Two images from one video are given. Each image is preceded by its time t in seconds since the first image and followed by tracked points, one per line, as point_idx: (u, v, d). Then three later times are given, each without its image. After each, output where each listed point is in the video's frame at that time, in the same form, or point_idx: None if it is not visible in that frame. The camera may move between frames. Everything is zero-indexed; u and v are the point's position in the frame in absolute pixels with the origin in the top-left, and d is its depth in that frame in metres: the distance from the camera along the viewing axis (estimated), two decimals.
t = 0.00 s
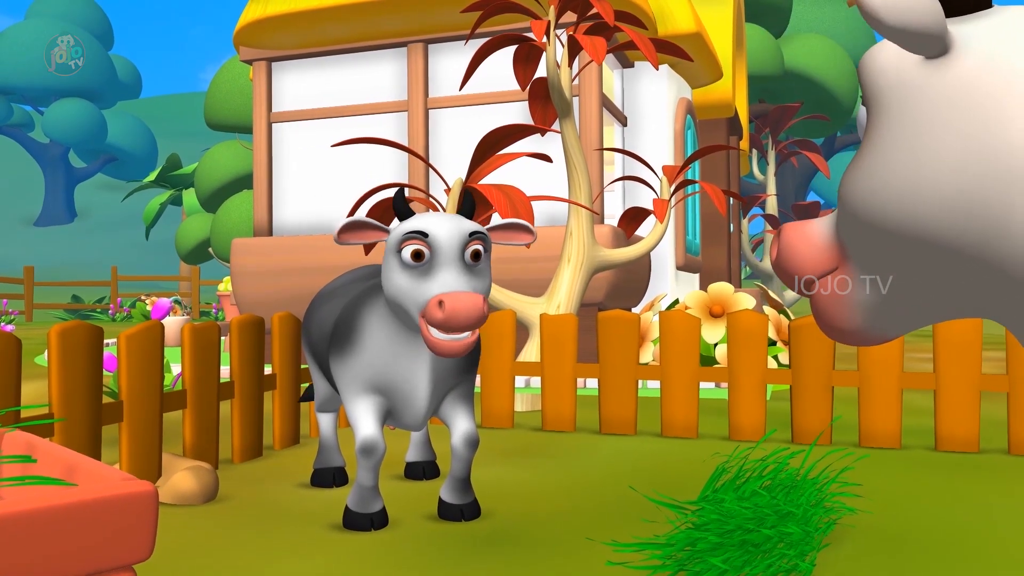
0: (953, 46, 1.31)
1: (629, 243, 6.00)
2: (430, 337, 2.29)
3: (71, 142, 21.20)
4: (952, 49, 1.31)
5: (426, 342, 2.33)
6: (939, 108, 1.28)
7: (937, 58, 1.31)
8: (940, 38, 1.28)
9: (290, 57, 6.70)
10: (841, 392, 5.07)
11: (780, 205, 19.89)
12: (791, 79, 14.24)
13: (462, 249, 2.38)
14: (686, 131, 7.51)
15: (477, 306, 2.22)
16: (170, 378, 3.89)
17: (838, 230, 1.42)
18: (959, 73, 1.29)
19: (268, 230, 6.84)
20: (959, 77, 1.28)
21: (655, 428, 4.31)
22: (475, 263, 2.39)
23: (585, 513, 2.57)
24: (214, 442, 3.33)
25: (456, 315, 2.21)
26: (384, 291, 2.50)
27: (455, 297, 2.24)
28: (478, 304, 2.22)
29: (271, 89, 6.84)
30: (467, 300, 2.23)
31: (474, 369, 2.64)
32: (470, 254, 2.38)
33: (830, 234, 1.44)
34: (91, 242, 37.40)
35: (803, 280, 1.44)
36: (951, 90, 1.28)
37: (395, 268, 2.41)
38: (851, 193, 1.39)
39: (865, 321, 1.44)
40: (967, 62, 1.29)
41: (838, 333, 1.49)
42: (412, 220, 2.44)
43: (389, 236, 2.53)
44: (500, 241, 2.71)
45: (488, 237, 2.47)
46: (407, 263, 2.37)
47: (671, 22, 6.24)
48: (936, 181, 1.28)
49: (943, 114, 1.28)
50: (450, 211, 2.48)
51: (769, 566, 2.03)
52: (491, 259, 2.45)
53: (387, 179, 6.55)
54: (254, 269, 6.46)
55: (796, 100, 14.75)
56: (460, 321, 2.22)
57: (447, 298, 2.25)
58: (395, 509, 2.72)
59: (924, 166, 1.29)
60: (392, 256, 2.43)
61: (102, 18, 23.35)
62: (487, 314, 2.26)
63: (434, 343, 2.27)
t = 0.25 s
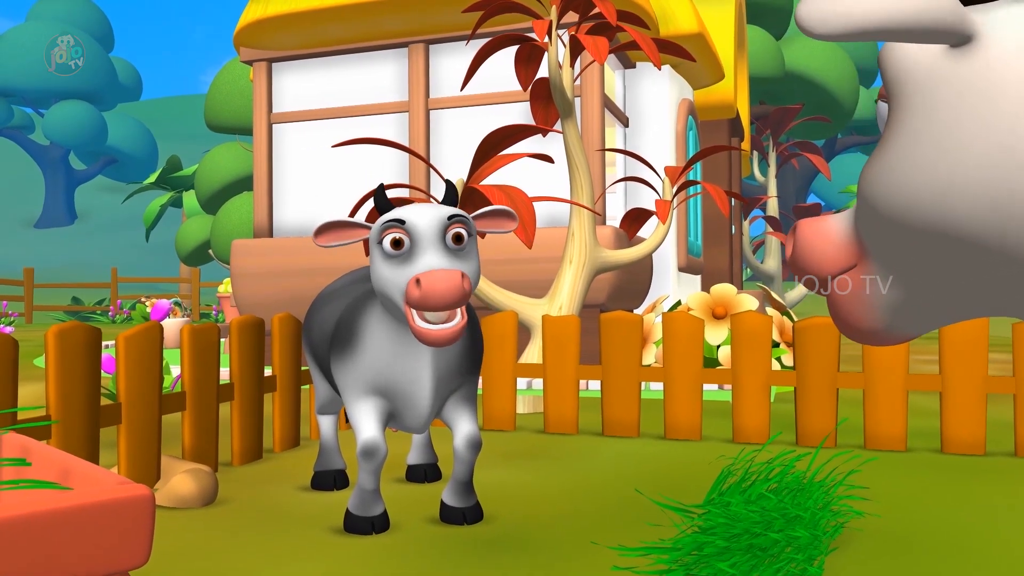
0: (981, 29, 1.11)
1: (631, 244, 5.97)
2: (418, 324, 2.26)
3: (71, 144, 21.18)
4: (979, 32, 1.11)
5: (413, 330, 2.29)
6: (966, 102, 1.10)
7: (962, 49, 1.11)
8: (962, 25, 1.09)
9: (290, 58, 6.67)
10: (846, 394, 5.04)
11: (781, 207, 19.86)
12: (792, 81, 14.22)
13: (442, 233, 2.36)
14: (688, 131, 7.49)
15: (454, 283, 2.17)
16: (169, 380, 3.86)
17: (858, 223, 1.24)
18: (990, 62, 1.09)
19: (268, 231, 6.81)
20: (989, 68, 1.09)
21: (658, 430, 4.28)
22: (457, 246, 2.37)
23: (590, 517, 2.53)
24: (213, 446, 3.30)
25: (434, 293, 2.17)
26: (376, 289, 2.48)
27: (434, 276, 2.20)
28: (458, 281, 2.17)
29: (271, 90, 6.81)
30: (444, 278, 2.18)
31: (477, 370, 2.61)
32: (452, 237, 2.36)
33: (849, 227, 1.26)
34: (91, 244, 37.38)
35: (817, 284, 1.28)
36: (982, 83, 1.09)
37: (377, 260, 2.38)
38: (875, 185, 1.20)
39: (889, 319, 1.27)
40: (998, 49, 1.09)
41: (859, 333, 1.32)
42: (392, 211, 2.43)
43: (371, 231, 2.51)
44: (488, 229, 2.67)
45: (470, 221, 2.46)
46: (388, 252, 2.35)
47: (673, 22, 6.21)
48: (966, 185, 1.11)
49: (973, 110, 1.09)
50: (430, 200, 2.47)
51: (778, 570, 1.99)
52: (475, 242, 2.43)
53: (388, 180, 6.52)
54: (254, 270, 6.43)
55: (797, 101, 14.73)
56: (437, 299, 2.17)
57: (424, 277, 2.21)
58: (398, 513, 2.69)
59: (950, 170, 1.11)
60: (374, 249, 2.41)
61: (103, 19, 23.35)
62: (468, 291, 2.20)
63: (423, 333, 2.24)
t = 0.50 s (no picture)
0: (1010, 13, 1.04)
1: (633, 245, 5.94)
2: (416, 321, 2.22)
3: (72, 146, 21.16)
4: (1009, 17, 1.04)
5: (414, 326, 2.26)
6: (992, 87, 1.03)
7: (992, 33, 1.05)
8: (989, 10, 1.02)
9: (290, 58, 6.65)
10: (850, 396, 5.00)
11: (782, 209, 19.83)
12: (792, 82, 14.20)
13: (444, 236, 2.32)
14: (690, 132, 7.46)
15: (456, 289, 2.17)
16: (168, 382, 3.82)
17: (877, 217, 1.20)
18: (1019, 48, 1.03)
19: (268, 233, 6.78)
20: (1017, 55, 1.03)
21: (661, 432, 4.24)
22: (459, 248, 2.33)
23: (595, 519, 2.50)
24: (213, 448, 3.27)
25: (435, 300, 2.16)
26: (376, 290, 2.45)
27: (434, 282, 2.18)
28: (459, 287, 2.17)
29: (272, 91, 6.79)
30: (446, 283, 2.17)
31: (479, 371, 2.58)
32: (454, 239, 2.32)
33: (867, 222, 1.22)
34: (91, 246, 37.36)
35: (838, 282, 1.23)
36: (1009, 70, 1.03)
37: (379, 262, 2.36)
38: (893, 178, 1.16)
39: (909, 318, 1.23)
40: None
41: (876, 332, 1.28)
42: (393, 213, 2.40)
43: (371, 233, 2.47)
44: (489, 229, 2.65)
45: (473, 222, 2.42)
46: (388, 255, 2.32)
47: (674, 22, 6.19)
48: (1001, 171, 1.04)
49: (1002, 92, 1.03)
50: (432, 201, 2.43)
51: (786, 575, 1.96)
52: (478, 243, 2.38)
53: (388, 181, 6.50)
54: (255, 272, 6.40)
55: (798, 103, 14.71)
56: (439, 305, 2.16)
57: (424, 283, 2.19)
58: (399, 516, 2.65)
59: (983, 153, 1.04)
60: (375, 251, 2.38)
61: (103, 20, 23.34)
62: (469, 297, 2.21)
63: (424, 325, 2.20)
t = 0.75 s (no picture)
0: None
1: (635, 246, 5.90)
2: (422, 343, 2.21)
3: (72, 149, 21.13)
4: None
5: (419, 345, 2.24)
6: (1015, 71, 1.04)
7: (1018, 20, 1.07)
8: None
9: (291, 59, 6.62)
10: (854, 398, 4.96)
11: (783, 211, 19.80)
12: (793, 84, 14.16)
13: (451, 251, 2.29)
14: (692, 134, 7.43)
15: (461, 314, 2.14)
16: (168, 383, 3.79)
17: (899, 213, 1.16)
18: None
19: (269, 234, 6.75)
20: None
21: (664, 435, 4.21)
22: (466, 264, 2.30)
23: (599, 524, 2.47)
24: (212, 450, 3.23)
25: (440, 326, 2.13)
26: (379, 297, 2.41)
27: (439, 306, 2.16)
28: (464, 312, 2.14)
29: (272, 92, 6.75)
30: (450, 308, 2.15)
31: (482, 370, 2.55)
32: (461, 254, 2.28)
33: (888, 218, 1.18)
34: (91, 248, 37.33)
35: (857, 275, 1.19)
36: None
37: (383, 274, 2.32)
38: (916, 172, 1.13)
39: (932, 317, 1.19)
40: None
41: (899, 331, 1.24)
42: (399, 223, 2.35)
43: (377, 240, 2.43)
44: (498, 235, 2.62)
45: (481, 235, 2.38)
46: (393, 269, 2.28)
47: (676, 22, 6.17)
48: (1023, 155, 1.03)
49: None
50: (439, 210, 2.38)
51: None
52: (485, 258, 2.35)
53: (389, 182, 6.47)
54: (255, 273, 6.37)
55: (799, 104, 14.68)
56: (444, 332, 2.14)
57: (429, 308, 2.16)
58: (401, 519, 2.62)
59: (1003, 135, 1.04)
60: (380, 262, 2.34)
61: (103, 22, 23.33)
62: (475, 321, 2.18)
63: (426, 346, 2.18)
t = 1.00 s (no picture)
0: None
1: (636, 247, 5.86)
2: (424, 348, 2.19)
3: (72, 151, 21.11)
4: None
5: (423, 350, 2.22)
6: None
7: None
8: None
9: (291, 59, 6.59)
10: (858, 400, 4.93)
11: (784, 212, 19.77)
12: (794, 86, 14.13)
13: (456, 254, 2.26)
14: (694, 135, 7.39)
15: (466, 321, 2.12)
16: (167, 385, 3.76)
17: (922, 201, 1.05)
18: None
19: (269, 235, 6.72)
20: None
21: (668, 437, 4.18)
22: (471, 267, 2.27)
23: (604, 527, 2.43)
24: (211, 453, 3.20)
25: (444, 332, 2.11)
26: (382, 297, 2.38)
27: (444, 312, 2.13)
28: (469, 319, 2.12)
29: (272, 92, 6.72)
30: (455, 315, 2.12)
31: (485, 368, 2.51)
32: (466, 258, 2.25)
33: (910, 206, 1.07)
34: (91, 250, 37.30)
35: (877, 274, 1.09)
36: None
37: (387, 276, 2.29)
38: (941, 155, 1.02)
39: (957, 314, 1.07)
40: None
41: (920, 330, 1.11)
42: (404, 223, 2.32)
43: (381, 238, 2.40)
44: (504, 235, 2.58)
45: (488, 237, 2.35)
46: (397, 271, 2.25)
47: (678, 23, 6.14)
48: None
49: None
50: (445, 211, 2.35)
51: None
52: (491, 261, 2.32)
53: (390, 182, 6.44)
54: (255, 274, 6.34)
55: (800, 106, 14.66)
56: (448, 338, 2.12)
57: (434, 314, 2.14)
58: (402, 522, 2.59)
59: None
60: (384, 263, 2.31)
61: (104, 24, 23.33)
62: (479, 328, 2.15)
63: (430, 353, 2.17)
